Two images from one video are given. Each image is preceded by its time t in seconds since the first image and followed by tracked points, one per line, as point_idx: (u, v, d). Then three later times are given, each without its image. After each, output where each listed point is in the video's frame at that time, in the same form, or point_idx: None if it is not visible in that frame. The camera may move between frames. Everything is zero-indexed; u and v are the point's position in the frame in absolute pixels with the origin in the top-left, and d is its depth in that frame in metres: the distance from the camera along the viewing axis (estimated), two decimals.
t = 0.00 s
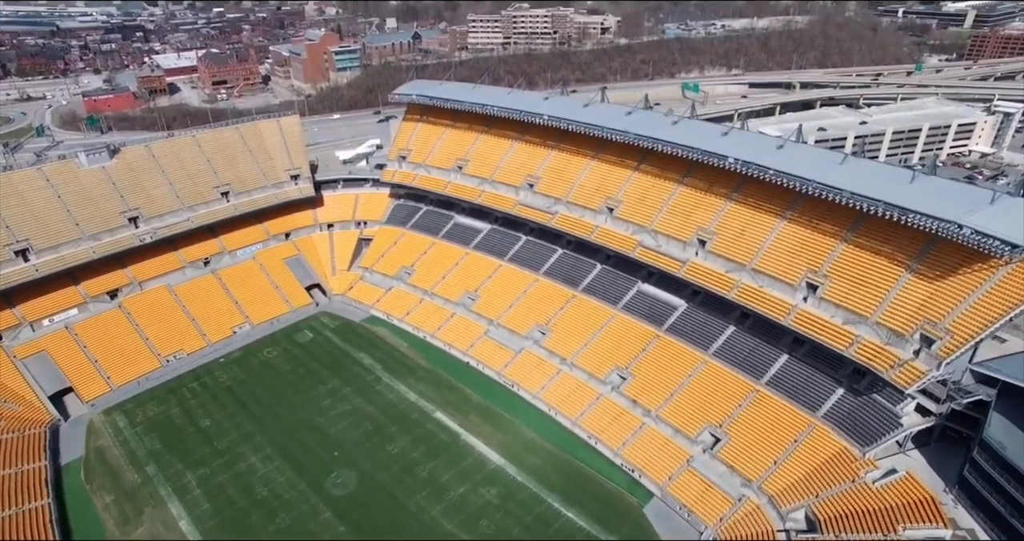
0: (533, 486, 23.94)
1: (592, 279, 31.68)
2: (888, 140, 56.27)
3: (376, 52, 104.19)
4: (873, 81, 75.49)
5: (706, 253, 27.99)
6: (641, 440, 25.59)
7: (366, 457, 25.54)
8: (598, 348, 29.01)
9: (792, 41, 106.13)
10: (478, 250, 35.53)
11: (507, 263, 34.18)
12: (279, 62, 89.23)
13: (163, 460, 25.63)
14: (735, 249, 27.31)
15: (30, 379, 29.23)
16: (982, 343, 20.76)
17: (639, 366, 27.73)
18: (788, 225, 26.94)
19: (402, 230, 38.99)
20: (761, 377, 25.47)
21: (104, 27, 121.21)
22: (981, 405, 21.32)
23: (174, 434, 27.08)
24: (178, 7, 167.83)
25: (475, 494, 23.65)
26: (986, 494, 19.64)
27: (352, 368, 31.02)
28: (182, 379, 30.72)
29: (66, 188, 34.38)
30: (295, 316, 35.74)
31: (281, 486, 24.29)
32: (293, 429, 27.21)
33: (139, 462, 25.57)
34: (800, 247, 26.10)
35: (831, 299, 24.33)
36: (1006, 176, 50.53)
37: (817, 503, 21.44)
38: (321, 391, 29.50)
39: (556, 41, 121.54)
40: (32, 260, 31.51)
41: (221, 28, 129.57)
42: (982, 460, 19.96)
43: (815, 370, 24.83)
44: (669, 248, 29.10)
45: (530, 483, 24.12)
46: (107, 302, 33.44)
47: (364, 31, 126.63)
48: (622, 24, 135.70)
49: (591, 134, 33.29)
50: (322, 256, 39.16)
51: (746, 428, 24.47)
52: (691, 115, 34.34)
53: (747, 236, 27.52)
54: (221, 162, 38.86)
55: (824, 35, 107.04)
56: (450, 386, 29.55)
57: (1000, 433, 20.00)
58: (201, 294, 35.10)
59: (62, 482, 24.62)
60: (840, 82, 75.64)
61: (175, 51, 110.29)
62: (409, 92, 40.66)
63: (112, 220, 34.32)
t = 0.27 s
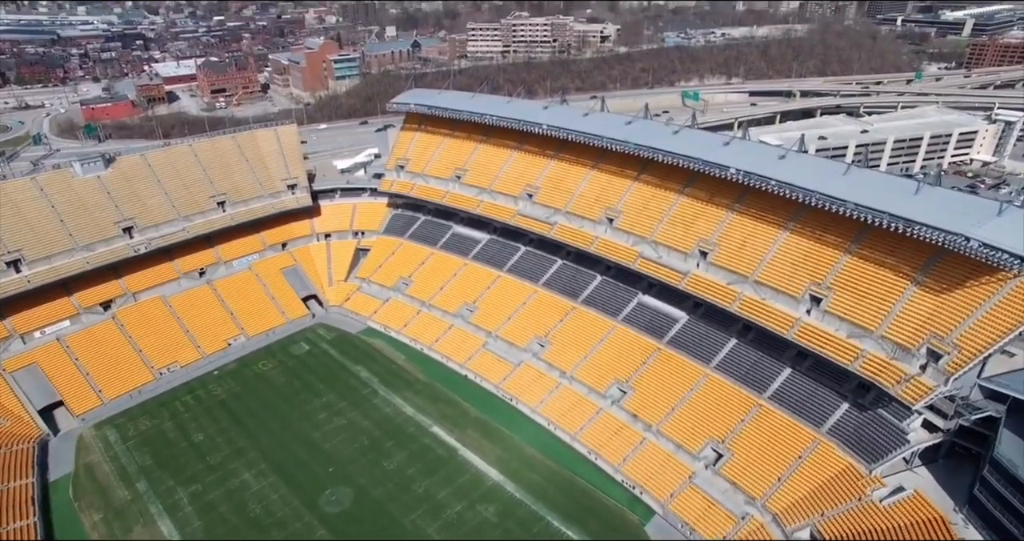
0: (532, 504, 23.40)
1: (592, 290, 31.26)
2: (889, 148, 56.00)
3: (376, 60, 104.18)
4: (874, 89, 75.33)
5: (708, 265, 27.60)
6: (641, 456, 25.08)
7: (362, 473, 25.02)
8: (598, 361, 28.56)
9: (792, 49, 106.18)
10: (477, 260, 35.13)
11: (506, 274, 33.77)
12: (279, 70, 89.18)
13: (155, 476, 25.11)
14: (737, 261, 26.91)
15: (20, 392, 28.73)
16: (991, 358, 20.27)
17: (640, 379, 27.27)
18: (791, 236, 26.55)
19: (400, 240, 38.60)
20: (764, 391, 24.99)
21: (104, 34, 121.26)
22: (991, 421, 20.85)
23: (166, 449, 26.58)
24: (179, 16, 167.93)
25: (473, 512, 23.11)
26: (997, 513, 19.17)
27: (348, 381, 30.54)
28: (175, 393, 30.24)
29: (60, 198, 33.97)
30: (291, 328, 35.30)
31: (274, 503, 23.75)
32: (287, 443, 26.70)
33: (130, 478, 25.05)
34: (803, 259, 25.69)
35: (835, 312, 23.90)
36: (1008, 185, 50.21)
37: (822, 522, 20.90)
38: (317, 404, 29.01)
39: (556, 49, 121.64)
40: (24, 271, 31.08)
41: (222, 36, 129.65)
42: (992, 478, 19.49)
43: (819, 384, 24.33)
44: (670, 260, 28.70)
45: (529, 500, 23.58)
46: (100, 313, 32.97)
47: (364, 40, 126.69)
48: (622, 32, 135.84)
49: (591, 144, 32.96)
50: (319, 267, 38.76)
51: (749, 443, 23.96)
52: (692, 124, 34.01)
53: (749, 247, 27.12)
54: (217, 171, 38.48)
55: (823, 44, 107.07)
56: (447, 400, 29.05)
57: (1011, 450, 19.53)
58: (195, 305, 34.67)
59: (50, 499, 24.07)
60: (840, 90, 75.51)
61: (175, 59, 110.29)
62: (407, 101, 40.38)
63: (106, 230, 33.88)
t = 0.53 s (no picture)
0: (531, 522, 22.84)
1: (592, 302, 30.80)
2: (890, 157, 55.68)
3: (375, 68, 104.10)
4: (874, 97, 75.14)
5: (709, 277, 27.18)
6: (642, 472, 24.55)
7: (357, 490, 24.47)
8: (598, 374, 28.07)
9: (791, 57, 106.15)
10: (475, 271, 34.70)
11: (505, 285, 33.33)
12: (278, 78, 89.07)
13: (145, 493, 24.56)
14: (739, 273, 26.48)
15: (9, 405, 28.20)
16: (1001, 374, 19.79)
17: (640, 393, 26.78)
18: (793, 248, 26.13)
19: (398, 250, 38.18)
20: (768, 406, 24.49)
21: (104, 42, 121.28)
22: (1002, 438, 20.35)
23: (157, 465, 26.04)
24: (179, 24, 168.15)
25: (470, 530, 22.55)
26: (1009, 534, 18.67)
27: (344, 394, 30.03)
28: (168, 406, 29.73)
29: (54, 207, 33.57)
30: (286, 339, 34.84)
31: (267, 521, 23.18)
32: (281, 459, 26.17)
33: (120, 495, 24.50)
34: (806, 271, 25.26)
35: (839, 326, 23.44)
36: (1011, 194, 49.84)
37: None
38: (312, 419, 28.49)
39: (555, 57, 121.63)
40: (15, 281, 30.63)
41: (221, 44, 129.59)
42: (1004, 497, 18.99)
43: (824, 399, 23.81)
44: (671, 271, 28.28)
45: (527, 517, 23.02)
46: (92, 324, 32.48)
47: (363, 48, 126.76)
48: (622, 41, 135.92)
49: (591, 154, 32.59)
50: (315, 277, 38.33)
51: (753, 460, 23.44)
52: (693, 133, 33.64)
53: (751, 259, 26.70)
54: (213, 180, 38.09)
55: (823, 52, 107.08)
56: (445, 414, 28.54)
57: None
58: (190, 317, 34.19)
59: (37, 517, 23.50)
60: (840, 98, 75.34)
61: (174, 67, 110.24)
62: (405, 110, 40.06)
63: (100, 240, 33.45)
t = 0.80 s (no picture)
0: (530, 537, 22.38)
1: (592, 311, 30.43)
2: (892, 164, 55.42)
3: (375, 75, 104.12)
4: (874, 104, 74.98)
5: (710, 287, 26.83)
6: (643, 486, 24.11)
7: (353, 504, 24.02)
8: (598, 385, 27.67)
9: (791, 64, 106.13)
10: (474, 280, 34.35)
11: (504, 294, 32.96)
12: (277, 85, 89.01)
13: (137, 507, 24.11)
14: (741, 283, 26.12)
15: None
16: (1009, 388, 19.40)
17: (641, 405, 26.38)
18: (796, 257, 25.77)
19: (396, 259, 37.85)
20: (770, 418, 24.06)
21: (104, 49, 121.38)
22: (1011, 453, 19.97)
23: (150, 478, 25.60)
24: (179, 30, 168.46)
25: None
26: None
27: (340, 405, 29.61)
28: (162, 418, 29.32)
29: (48, 216, 33.23)
30: (283, 349, 34.46)
31: (261, 536, 22.73)
32: (277, 472, 25.74)
33: (111, 509, 24.06)
34: (809, 281, 24.89)
35: (843, 337, 23.05)
36: (1013, 201, 49.54)
37: None
38: (308, 431, 28.07)
39: (555, 64, 121.70)
40: (8, 291, 30.26)
41: (221, 51, 129.63)
42: (1015, 514, 18.58)
43: (828, 412, 23.38)
44: (672, 281, 27.92)
45: (526, 533, 22.56)
46: (86, 334, 32.08)
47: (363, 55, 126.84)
48: (621, 47, 136.05)
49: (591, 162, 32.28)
50: (313, 286, 37.99)
51: (756, 474, 22.99)
52: (694, 141, 33.33)
53: (753, 268, 26.33)
54: (210, 188, 37.78)
55: (823, 59, 107.13)
56: (443, 426, 28.12)
57: None
58: (185, 326, 33.81)
59: (26, 532, 23.05)
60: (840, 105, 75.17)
61: (174, 74, 110.25)
62: (403, 117, 39.78)
63: (94, 249, 33.10)
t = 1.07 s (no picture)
0: None
1: (592, 323, 29.95)
2: (893, 173, 55.10)
3: (374, 83, 104.10)
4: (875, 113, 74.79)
5: (712, 299, 26.36)
6: (645, 504, 23.55)
7: (347, 522, 23.45)
8: (598, 399, 27.17)
9: (791, 72, 106.10)
10: (472, 291, 33.89)
11: (502, 306, 32.49)
12: (277, 93, 88.87)
13: (126, 525, 23.53)
14: (744, 295, 25.65)
15: None
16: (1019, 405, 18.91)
17: (642, 420, 25.87)
18: (799, 269, 25.32)
19: (393, 269, 37.41)
20: (774, 434, 23.54)
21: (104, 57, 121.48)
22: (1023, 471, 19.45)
23: (140, 495, 25.03)
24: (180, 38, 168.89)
25: None
26: None
27: (336, 419, 29.08)
28: (154, 432, 28.80)
29: (41, 226, 32.76)
30: (278, 362, 33.97)
31: None
32: (270, 489, 25.18)
33: (99, 527, 23.48)
34: (813, 294, 24.42)
35: (848, 351, 22.55)
36: (1016, 210, 49.19)
37: None
38: (302, 445, 27.53)
39: (555, 72, 121.75)
40: None
41: (222, 59, 129.77)
42: None
43: (833, 428, 22.85)
44: (673, 293, 27.46)
45: None
46: (78, 346, 31.56)
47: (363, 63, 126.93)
48: (621, 56, 136.01)
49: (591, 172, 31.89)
50: (309, 297, 37.51)
51: (760, 491, 22.43)
52: (694, 150, 32.97)
53: (755, 280, 25.88)
54: (206, 197, 37.38)
55: (822, 67, 107.14)
56: (440, 441, 27.58)
57: None
58: (179, 338, 33.31)
59: None
60: (841, 113, 74.97)
61: (174, 82, 110.25)
62: (402, 127, 39.45)
63: (88, 259, 32.63)
